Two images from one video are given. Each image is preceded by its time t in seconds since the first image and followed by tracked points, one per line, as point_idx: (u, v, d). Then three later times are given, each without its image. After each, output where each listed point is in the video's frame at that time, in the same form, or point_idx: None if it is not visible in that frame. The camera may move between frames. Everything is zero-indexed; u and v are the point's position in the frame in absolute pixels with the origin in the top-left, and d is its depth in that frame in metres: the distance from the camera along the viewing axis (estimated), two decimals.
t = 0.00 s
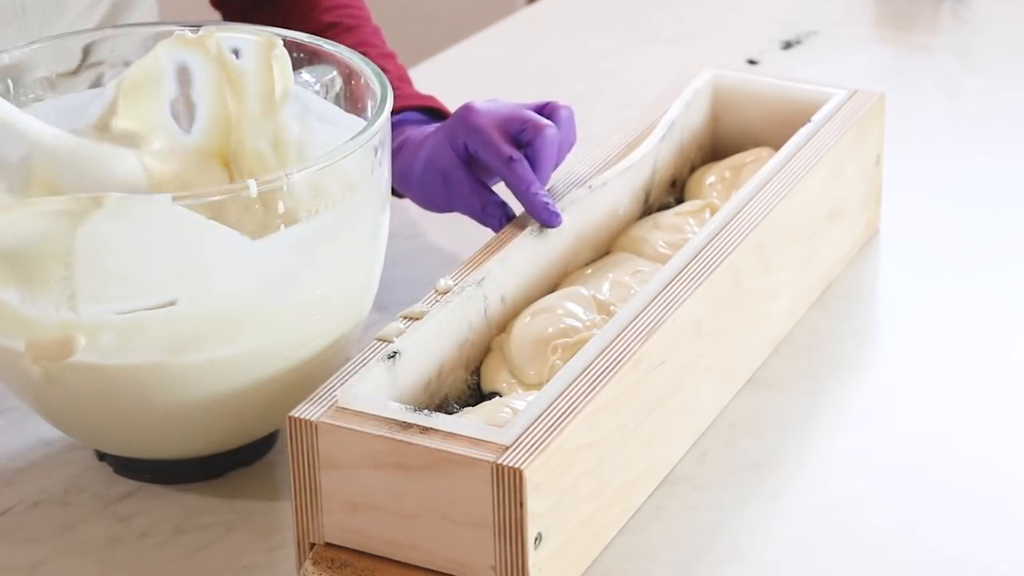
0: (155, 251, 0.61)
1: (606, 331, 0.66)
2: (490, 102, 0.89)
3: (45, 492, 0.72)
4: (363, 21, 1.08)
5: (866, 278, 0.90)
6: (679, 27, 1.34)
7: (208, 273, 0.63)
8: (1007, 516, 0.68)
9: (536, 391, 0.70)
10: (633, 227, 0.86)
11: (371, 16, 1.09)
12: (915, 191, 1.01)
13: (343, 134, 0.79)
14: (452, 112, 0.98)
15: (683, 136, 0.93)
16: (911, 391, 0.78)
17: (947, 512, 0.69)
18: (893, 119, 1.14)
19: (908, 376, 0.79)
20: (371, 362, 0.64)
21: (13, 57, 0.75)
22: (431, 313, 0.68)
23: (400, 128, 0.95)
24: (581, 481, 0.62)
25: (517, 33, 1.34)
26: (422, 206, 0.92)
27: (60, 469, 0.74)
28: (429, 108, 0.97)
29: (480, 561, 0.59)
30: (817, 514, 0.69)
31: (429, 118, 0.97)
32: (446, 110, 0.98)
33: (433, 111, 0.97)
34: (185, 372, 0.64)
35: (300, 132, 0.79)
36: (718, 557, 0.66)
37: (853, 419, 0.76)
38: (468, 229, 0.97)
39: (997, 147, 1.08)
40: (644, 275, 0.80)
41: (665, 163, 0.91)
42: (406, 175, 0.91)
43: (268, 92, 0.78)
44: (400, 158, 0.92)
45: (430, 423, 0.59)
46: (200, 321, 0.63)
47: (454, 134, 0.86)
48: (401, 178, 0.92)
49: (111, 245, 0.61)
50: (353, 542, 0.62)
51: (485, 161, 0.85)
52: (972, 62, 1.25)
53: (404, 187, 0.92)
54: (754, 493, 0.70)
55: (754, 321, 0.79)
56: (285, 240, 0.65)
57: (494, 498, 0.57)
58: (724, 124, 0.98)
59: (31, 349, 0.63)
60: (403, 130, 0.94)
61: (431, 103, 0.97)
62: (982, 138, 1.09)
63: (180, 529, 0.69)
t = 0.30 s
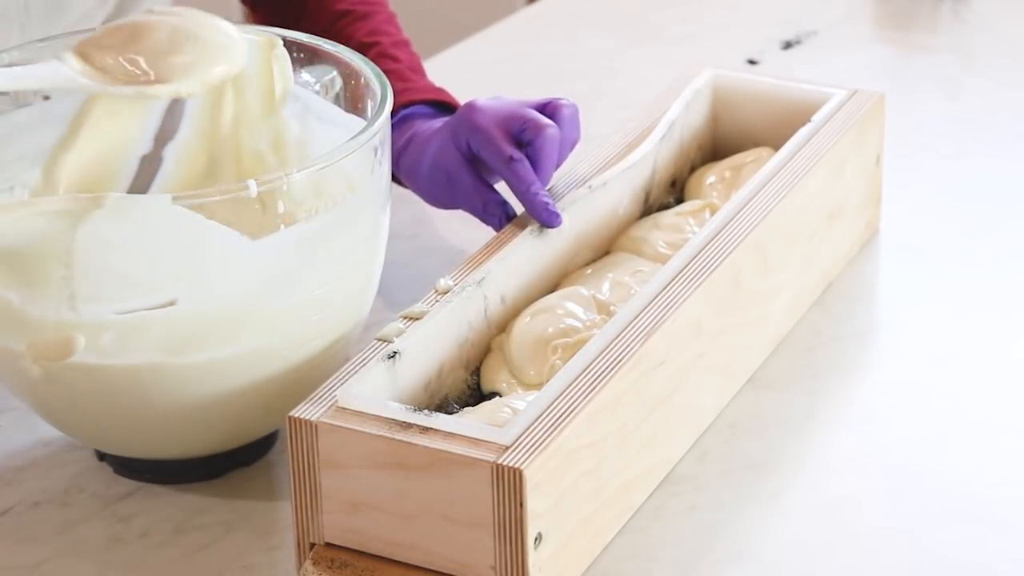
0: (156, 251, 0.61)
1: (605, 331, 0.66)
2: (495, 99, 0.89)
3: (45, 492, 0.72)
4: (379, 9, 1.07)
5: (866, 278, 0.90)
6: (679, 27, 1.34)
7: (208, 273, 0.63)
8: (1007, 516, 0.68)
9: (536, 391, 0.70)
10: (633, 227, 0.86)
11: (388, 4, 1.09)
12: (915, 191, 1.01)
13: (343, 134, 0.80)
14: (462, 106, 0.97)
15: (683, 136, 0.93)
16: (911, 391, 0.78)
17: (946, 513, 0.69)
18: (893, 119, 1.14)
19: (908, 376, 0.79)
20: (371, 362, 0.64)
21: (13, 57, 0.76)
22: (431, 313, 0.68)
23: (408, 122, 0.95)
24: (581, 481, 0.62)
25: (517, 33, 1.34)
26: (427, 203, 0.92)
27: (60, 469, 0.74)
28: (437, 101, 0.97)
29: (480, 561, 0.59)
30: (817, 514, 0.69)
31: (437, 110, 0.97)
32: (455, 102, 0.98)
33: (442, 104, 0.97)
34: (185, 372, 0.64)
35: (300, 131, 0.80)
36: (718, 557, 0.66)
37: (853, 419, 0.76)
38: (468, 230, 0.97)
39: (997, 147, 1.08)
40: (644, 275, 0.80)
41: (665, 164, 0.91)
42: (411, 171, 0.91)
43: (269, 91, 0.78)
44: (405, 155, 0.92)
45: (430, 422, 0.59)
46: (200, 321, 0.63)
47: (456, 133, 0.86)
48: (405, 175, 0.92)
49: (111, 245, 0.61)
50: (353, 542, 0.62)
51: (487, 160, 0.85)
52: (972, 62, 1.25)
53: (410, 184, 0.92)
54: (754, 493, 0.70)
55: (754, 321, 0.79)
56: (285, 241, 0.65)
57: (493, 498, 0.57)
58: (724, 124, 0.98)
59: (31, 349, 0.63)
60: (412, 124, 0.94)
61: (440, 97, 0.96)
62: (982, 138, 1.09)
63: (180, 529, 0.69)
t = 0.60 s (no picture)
0: (156, 252, 0.61)
1: (605, 331, 0.66)
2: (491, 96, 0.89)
3: (45, 492, 0.72)
4: None
5: (866, 278, 0.90)
6: (679, 27, 1.34)
7: (207, 273, 0.63)
8: (1007, 516, 0.68)
9: (536, 391, 0.70)
10: (633, 227, 0.86)
11: None
12: (915, 191, 1.01)
13: (342, 134, 0.78)
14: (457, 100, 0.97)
15: (683, 136, 0.93)
16: (911, 391, 0.78)
17: (946, 512, 0.69)
18: (893, 119, 1.14)
19: (908, 376, 0.79)
20: (371, 362, 0.64)
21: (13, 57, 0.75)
22: (431, 313, 0.68)
23: (404, 118, 0.94)
24: (581, 481, 0.62)
25: (517, 33, 1.34)
26: (426, 200, 0.92)
27: (60, 469, 0.74)
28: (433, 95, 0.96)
29: (480, 561, 0.59)
30: (817, 514, 0.69)
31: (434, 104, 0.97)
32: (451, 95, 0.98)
33: (438, 99, 0.97)
34: (185, 373, 0.64)
35: (300, 131, 0.79)
36: (718, 557, 0.66)
37: (853, 419, 0.76)
38: (467, 230, 0.97)
39: (996, 147, 1.08)
40: (644, 275, 0.80)
41: (665, 163, 0.91)
42: (409, 169, 0.91)
43: (268, 91, 0.79)
44: (403, 153, 0.92)
45: (430, 422, 0.59)
46: (199, 321, 0.63)
47: (453, 132, 0.86)
48: (403, 173, 0.92)
49: (111, 246, 0.61)
50: (354, 542, 0.62)
51: (485, 160, 0.85)
52: (972, 62, 1.25)
53: (408, 182, 0.92)
54: (754, 493, 0.70)
55: (754, 321, 0.79)
56: (286, 241, 0.64)
57: (494, 498, 0.57)
58: (724, 124, 0.98)
59: (30, 349, 0.64)
60: (407, 120, 0.94)
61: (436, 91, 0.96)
62: (982, 138, 1.09)
63: (180, 529, 0.69)
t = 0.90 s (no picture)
0: (155, 252, 0.61)
1: (605, 331, 0.66)
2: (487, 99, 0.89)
3: (45, 492, 0.72)
4: (343, 8, 1.06)
5: (866, 278, 0.90)
6: (679, 27, 1.34)
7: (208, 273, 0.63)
8: (1007, 516, 0.68)
9: (536, 390, 0.70)
10: (633, 227, 0.86)
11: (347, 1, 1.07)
12: (915, 191, 1.01)
13: (341, 133, 0.77)
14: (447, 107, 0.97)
15: (683, 136, 0.93)
16: (912, 391, 0.78)
17: (947, 513, 0.69)
18: (893, 119, 1.14)
19: (908, 376, 0.79)
20: (371, 363, 0.64)
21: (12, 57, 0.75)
22: (431, 313, 0.68)
23: (396, 125, 0.94)
24: (581, 481, 0.62)
25: (517, 33, 1.34)
26: (420, 204, 0.92)
27: (60, 469, 0.74)
28: (425, 103, 0.96)
29: (480, 561, 0.59)
30: (817, 514, 0.69)
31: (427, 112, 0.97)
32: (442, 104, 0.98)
33: (427, 106, 0.97)
34: (185, 373, 0.64)
35: (300, 130, 0.79)
36: (718, 557, 0.66)
37: (853, 419, 0.76)
38: (468, 230, 0.97)
39: (996, 147, 1.08)
40: (644, 275, 0.80)
41: (665, 164, 0.91)
42: (403, 173, 0.91)
43: (268, 92, 0.79)
44: (398, 156, 0.91)
45: (429, 422, 0.59)
46: (200, 320, 0.63)
47: (450, 134, 0.86)
48: (398, 177, 0.92)
49: (111, 246, 0.61)
50: (353, 542, 0.62)
51: (483, 161, 0.84)
52: (972, 62, 1.25)
53: (402, 186, 0.92)
54: (754, 493, 0.70)
55: (754, 322, 0.78)
56: (286, 242, 0.64)
57: (494, 498, 0.57)
58: (724, 124, 0.98)
59: (30, 350, 0.64)
60: (400, 126, 0.94)
61: (426, 98, 0.96)
62: (982, 138, 1.09)
63: (180, 529, 0.69)
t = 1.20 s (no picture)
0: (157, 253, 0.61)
1: (605, 331, 0.66)
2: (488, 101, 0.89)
3: (45, 492, 0.72)
4: (345, 9, 1.06)
5: (866, 278, 0.90)
6: (679, 27, 1.34)
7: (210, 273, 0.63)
8: (1006, 516, 0.68)
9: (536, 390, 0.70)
10: (633, 228, 0.86)
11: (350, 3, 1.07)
12: (915, 191, 1.01)
13: (341, 133, 0.77)
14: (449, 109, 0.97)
15: (683, 136, 0.93)
16: (912, 391, 0.78)
17: (947, 512, 0.69)
18: (893, 119, 1.14)
19: (907, 376, 0.79)
20: (372, 363, 0.64)
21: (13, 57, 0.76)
22: (432, 313, 0.68)
23: (397, 127, 0.94)
24: (581, 481, 0.62)
25: (517, 33, 1.34)
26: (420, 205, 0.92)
27: (60, 469, 0.74)
28: (426, 106, 0.96)
29: (480, 560, 0.59)
30: (817, 514, 0.69)
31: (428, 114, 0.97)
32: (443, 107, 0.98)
33: (430, 109, 0.97)
34: (185, 373, 0.64)
35: (300, 131, 0.79)
36: (718, 557, 0.66)
37: (853, 419, 0.76)
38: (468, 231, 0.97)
39: (996, 147, 1.08)
40: (644, 275, 0.80)
41: (665, 164, 0.91)
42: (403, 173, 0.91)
43: (268, 92, 0.79)
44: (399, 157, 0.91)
45: (430, 422, 0.59)
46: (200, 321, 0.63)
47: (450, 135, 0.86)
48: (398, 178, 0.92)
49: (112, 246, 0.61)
50: (353, 542, 0.62)
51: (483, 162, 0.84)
52: (972, 62, 1.25)
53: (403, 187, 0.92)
54: (755, 493, 0.70)
55: (754, 322, 0.79)
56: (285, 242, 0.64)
57: (494, 497, 0.57)
58: (724, 124, 0.98)
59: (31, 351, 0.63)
60: (400, 129, 0.94)
61: (428, 100, 0.96)
62: (982, 138, 1.09)
63: (180, 529, 0.69)
